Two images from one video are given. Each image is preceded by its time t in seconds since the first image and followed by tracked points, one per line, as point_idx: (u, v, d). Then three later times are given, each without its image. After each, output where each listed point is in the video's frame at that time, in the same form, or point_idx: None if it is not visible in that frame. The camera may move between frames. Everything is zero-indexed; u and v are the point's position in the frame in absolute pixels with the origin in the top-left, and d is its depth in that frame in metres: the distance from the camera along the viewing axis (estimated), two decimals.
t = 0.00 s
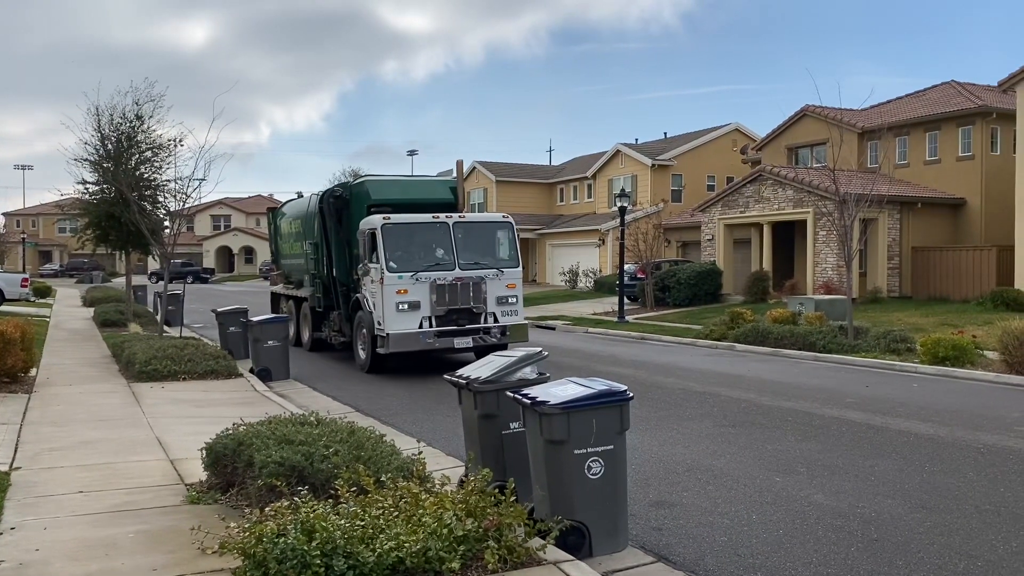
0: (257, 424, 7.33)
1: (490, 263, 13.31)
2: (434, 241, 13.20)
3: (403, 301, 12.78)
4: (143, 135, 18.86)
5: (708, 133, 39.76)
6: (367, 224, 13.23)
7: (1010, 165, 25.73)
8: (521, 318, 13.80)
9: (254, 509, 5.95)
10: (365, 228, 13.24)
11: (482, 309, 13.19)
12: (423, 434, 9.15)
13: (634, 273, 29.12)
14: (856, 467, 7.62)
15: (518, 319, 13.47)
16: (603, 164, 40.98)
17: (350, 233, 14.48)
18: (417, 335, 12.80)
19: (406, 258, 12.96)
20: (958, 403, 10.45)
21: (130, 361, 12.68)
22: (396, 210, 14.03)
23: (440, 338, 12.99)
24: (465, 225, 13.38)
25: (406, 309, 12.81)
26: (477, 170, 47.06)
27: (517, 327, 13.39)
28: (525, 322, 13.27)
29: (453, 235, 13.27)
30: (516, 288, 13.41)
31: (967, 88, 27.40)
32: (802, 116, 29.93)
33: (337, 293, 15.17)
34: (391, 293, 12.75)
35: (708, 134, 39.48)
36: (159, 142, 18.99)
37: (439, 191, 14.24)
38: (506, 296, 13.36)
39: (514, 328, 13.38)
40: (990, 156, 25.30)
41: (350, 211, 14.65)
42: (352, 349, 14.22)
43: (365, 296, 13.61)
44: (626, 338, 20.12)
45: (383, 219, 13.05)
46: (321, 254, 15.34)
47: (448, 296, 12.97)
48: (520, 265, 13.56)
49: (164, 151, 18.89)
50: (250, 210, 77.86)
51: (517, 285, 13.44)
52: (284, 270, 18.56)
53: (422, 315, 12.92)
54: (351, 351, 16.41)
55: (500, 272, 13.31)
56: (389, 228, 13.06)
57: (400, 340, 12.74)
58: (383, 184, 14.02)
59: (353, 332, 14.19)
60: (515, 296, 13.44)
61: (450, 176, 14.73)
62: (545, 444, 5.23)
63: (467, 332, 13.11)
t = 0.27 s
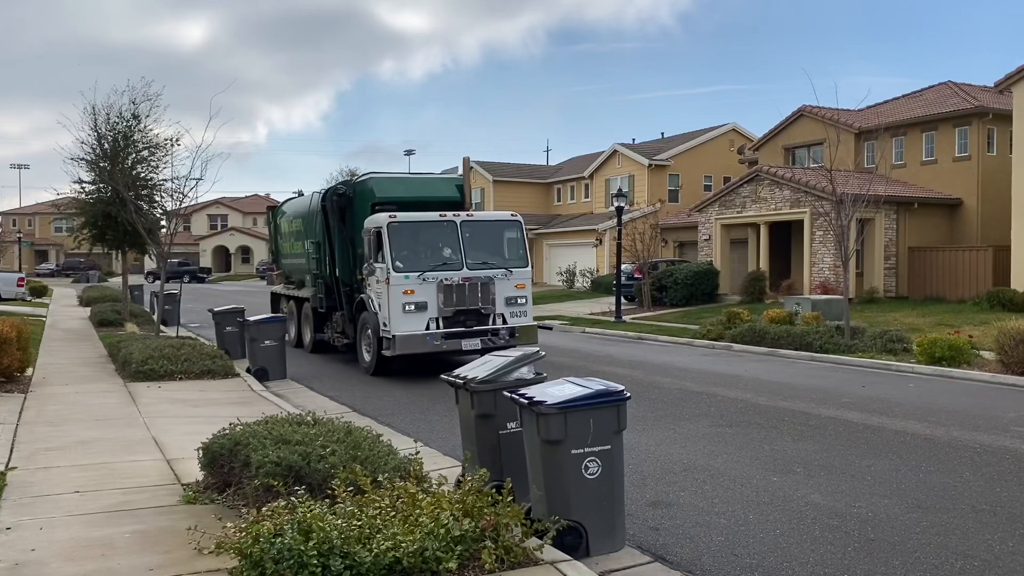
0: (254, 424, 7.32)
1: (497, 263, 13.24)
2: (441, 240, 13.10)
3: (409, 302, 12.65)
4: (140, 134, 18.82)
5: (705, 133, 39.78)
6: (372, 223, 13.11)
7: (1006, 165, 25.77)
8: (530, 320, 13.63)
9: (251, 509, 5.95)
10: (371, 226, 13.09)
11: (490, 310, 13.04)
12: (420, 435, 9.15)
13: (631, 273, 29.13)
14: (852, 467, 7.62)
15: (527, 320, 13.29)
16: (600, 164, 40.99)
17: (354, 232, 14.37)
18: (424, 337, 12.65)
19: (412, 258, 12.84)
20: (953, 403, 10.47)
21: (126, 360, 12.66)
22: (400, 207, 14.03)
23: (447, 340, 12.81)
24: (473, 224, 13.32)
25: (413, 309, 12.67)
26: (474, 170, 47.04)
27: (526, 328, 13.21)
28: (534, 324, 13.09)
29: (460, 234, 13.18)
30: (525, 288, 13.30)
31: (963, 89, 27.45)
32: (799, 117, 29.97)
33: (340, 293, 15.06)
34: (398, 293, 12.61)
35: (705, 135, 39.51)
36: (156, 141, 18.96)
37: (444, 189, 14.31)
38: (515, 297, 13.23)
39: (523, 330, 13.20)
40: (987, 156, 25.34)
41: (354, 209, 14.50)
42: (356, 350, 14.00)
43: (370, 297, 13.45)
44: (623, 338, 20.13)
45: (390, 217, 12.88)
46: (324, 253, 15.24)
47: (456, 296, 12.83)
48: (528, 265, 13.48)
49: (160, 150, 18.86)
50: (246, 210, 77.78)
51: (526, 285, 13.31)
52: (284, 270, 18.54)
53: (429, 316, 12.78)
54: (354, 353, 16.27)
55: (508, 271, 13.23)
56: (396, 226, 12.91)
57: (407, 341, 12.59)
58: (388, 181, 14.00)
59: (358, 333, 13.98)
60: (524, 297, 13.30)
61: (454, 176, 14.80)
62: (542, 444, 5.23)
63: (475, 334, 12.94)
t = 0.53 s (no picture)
0: (249, 424, 7.31)
1: (507, 263, 12.86)
2: (449, 240, 12.73)
3: (417, 303, 12.24)
4: (135, 133, 18.81)
5: (701, 133, 39.82)
6: (378, 221, 12.74)
7: (1001, 166, 25.83)
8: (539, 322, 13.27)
9: (246, 509, 5.93)
10: (377, 226, 12.74)
11: (500, 312, 12.65)
12: (416, 435, 9.14)
13: (627, 273, 29.17)
14: (847, 467, 7.64)
15: (537, 322, 12.91)
16: (596, 164, 41.01)
17: (359, 230, 14.08)
18: (432, 339, 12.23)
19: (419, 258, 12.45)
20: (948, 403, 10.49)
21: (121, 360, 12.63)
22: (406, 206, 13.73)
23: (455, 342, 12.39)
24: (481, 223, 12.96)
25: (420, 311, 12.25)
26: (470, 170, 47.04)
27: (536, 330, 12.82)
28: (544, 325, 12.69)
29: (469, 233, 12.82)
30: (535, 289, 12.92)
31: (958, 90, 27.52)
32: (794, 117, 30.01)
33: (343, 294, 14.73)
34: (405, 294, 12.19)
35: (701, 135, 39.55)
36: (151, 140, 18.95)
37: (452, 186, 13.94)
38: (524, 298, 12.85)
39: (533, 332, 12.81)
40: (982, 156, 25.39)
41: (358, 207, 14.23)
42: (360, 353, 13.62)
43: (375, 299, 13.05)
44: (619, 338, 20.14)
45: (396, 215, 12.54)
46: (326, 252, 14.93)
47: (464, 297, 12.41)
48: (538, 266, 13.10)
49: (156, 149, 18.86)
50: (242, 210, 77.68)
51: (536, 285, 12.93)
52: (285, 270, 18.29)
53: (437, 318, 12.36)
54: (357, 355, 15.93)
55: (518, 272, 12.85)
56: (403, 225, 12.58)
57: (413, 343, 12.17)
58: (393, 179, 13.66)
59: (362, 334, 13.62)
60: (534, 297, 12.91)
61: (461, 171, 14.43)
62: (538, 444, 5.23)
63: (484, 336, 12.53)
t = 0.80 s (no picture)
0: (243, 424, 7.29)
1: (518, 263, 12.37)
2: (459, 239, 12.25)
3: (425, 305, 11.75)
4: (129, 133, 18.75)
5: (696, 134, 39.87)
6: (386, 220, 12.27)
7: (994, 167, 25.92)
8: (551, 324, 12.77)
9: (240, 509, 5.92)
10: (383, 224, 12.27)
11: (510, 313, 12.16)
12: (411, 435, 9.12)
13: (622, 274, 29.19)
14: (841, 467, 7.66)
15: (548, 324, 12.42)
16: (591, 164, 41.04)
17: (364, 229, 13.53)
18: (440, 341, 11.74)
19: (428, 257, 11.99)
20: (942, 402, 10.53)
21: (114, 360, 12.59)
22: (412, 204, 13.15)
23: (465, 345, 11.90)
24: (491, 221, 12.48)
25: (428, 312, 11.77)
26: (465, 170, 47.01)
27: (548, 333, 12.33)
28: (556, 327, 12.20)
29: (479, 232, 12.34)
30: (546, 290, 12.42)
31: (952, 91, 27.59)
32: (788, 118, 30.06)
33: (346, 295, 14.18)
34: (413, 294, 11.73)
35: (696, 135, 39.59)
36: (145, 140, 18.88)
37: (459, 184, 13.41)
38: (536, 298, 12.35)
39: (545, 334, 12.32)
40: (975, 157, 25.47)
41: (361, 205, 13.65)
42: (366, 356, 13.17)
43: (381, 302, 12.58)
44: (613, 338, 20.15)
45: (403, 213, 12.06)
46: (329, 252, 14.40)
47: (474, 298, 11.93)
48: (550, 266, 12.62)
49: (150, 148, 18.79)
50: (236, 209, 77.56)
51: (548, 286, 12.45)
52: (285, 270, 17.81)
53: (446, 320, 11.87)
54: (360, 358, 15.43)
55: (529, 272, 12.36)
56: (410, 223, 12.10)
57: (421, 346, 11.68)
58: (398, 176, 13.09)
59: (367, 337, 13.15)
60: (546, 299, 12.42)
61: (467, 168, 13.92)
62: (533, 445, 5.23)
63: (495, 339, 12.04)
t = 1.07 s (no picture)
0: (235, 424, 7.28)
1: (529, 263, 11.89)
2: (467, 238, 11.77)
3: (433, 307, 11.27)
4: (121, 133, 18.67)
5: (689, 135, 39.95)
6: (392, 218, 11.80)
7: (985, 168, 26.03)
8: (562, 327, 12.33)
9: (232, 510, 5.91)
10: (390, 222, 11.80)
11: (521, 316, 11.69)
12: (403, 436, 9.11)
13: (615, 274, 29.23)
14: (832, 467, 7.68)
15: (559, 327, 11.98)
16: (584, 165, 41.07)
17: (367, 228, 13.11)
18: (450, 345, 11.25)
19: (436, 258, 11.52)
20: (932, 403, 10.58)
21: (105, 361, 12.55)
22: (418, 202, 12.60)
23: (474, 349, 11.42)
24: (501, 220, 12.00)
25: (437, 315, 11.28)
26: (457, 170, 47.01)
27: (560, 336, 11.88)
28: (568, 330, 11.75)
29: (488, 231, 11.86)
30: (558, 292, 11.96)
31: (943, 93, 27.70)
32: (780, 119, 30.13)
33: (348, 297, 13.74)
34: (420, 296, 11.26)
35: (689, 136, 39.66)
36: (137, 140, 18.82)
37: (465, 181, 12.91)
38: (547, 300, 11.90)
39: (556, 338, 11.88)
40: (966, 159, 25.58)
41: (365, 203, 13.24)
42: (370, 361, 12.72)
43: (387, 303, 12.10)
44: (606, 338, 20.17)
45: (411, 212, 11.59)
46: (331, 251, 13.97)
47: (484, 300, 11.45)
48: (562, 266, 12.15)
49: (142, 148, 18.75)
50: (229, 209, 77.41)
51: (560, 288, 11.99)
52: (283, 269, 17.37)
53: (455, 322, 11.39)
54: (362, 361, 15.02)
55: (541, 273, 11.87)
56: (418, 222, 11.61)
57: (430, 350, 11.20)
58: (403, 174, 12.59)
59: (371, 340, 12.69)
60: (558, 300, 11.95)
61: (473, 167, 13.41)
62: (525, 445, 5.24)
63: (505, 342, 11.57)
